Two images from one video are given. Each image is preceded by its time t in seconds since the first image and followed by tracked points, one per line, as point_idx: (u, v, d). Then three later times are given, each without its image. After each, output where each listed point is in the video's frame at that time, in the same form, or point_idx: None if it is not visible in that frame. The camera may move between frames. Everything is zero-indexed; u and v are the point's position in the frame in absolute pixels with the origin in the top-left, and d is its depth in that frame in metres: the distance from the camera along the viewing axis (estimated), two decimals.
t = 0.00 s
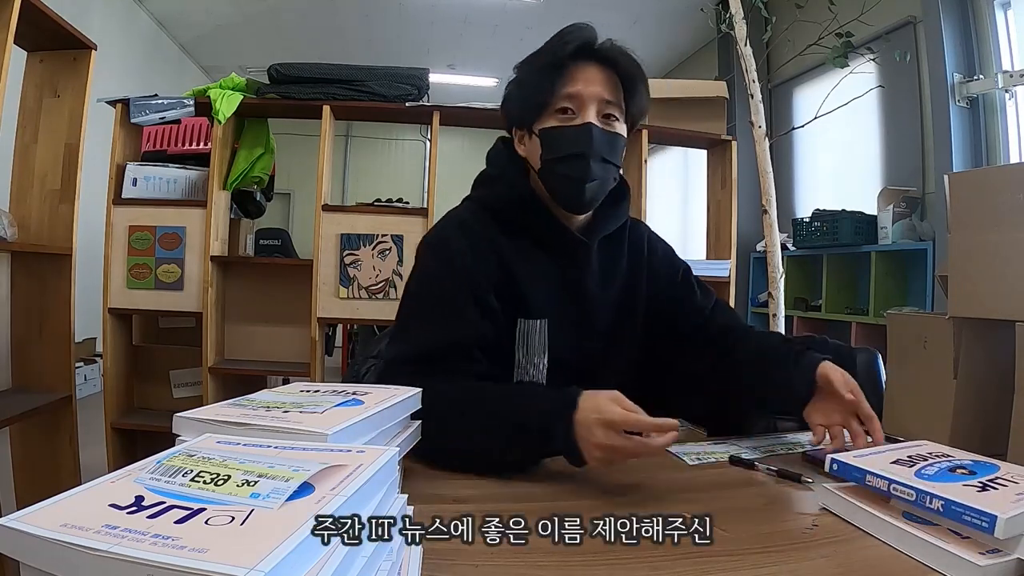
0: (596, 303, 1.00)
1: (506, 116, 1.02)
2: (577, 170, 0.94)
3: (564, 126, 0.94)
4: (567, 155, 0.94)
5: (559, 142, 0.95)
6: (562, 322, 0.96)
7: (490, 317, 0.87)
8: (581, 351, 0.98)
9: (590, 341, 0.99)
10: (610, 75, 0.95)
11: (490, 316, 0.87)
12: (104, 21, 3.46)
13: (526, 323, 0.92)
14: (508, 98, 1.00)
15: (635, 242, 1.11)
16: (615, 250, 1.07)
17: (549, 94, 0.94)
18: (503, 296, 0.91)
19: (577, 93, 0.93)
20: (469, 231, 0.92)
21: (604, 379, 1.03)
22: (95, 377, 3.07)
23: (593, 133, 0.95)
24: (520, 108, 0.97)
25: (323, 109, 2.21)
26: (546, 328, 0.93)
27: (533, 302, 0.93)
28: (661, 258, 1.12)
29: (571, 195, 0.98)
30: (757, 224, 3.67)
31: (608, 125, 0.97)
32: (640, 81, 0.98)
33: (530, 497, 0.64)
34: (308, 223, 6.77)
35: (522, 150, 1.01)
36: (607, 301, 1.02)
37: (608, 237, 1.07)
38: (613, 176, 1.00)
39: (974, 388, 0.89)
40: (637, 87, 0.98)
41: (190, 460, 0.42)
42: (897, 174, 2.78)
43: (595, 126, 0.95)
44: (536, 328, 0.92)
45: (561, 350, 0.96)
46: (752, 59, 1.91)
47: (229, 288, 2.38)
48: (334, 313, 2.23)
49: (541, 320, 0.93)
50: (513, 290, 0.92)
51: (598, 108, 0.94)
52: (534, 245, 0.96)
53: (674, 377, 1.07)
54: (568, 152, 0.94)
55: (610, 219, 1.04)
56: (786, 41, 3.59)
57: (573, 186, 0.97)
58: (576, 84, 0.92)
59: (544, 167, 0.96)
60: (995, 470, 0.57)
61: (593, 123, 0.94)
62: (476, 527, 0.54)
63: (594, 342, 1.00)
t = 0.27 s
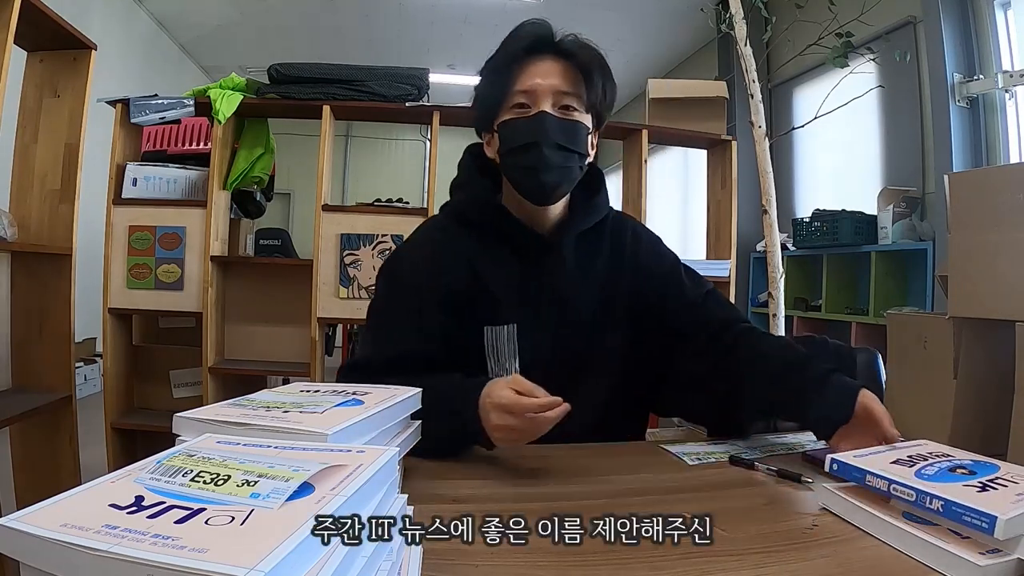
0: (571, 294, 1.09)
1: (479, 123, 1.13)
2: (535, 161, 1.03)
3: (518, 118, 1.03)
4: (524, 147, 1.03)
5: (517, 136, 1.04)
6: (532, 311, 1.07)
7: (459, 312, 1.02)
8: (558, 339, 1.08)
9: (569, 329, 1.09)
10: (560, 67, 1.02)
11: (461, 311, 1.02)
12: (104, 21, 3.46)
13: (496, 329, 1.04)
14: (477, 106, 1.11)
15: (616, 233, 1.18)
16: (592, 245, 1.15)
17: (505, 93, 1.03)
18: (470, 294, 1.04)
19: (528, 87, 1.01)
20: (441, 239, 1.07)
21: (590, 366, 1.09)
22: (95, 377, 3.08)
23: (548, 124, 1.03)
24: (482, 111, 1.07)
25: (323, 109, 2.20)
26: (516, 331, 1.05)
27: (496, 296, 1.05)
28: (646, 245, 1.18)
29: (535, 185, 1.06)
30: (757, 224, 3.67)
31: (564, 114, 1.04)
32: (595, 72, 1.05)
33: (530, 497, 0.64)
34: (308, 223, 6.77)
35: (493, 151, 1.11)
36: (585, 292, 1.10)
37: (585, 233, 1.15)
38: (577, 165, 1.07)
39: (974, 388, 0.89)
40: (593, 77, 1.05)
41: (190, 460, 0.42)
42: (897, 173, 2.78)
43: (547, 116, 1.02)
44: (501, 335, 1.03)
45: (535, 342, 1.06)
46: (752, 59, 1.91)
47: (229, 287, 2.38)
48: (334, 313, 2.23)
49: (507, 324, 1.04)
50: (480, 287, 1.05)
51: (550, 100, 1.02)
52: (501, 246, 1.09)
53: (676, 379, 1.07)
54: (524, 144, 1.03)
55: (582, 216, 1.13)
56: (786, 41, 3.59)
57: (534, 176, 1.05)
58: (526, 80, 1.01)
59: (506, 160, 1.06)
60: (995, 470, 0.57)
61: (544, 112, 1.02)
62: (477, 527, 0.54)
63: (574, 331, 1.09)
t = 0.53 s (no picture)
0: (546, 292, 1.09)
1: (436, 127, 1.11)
2: (495, 172, 1.03)
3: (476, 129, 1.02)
4: (485, 158, 1.03)
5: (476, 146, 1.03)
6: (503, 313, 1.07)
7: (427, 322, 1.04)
8: (533, 338, 1.07)
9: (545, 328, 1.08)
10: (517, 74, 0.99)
11: (428, 322, 1.04)
12: (104, 22, 3.46)
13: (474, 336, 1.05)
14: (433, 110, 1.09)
15: (594, 227, 1.18)
16: (568, 240, 1.14)
17: (460, 101, 1.01)
18: (438, 303, 1.05)
19: (484, 98, 0.99)
20: (415, 251, 1.10)
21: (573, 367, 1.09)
22: (95, 377, 3.08)
23: (505, 133, 1.01)
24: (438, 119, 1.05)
25: (324, 109, 2.21)
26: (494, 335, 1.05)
27: (465, 302, 1.06)
28: (625, 238, 1.17)
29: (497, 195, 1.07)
30: (757, 224, 3.67)
31: (523, 121, 1.02)
32: (554, 73, 1.02)
33: (530, 497, 0.64)
34: (308, 223, 6.77)
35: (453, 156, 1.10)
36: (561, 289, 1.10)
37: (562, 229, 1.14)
38: (537, 173, 1.07)
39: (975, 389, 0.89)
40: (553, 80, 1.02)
41: (190, 460, 0.42)
42: (897, 173, 2.78)
43: (508, 126, 1.01)
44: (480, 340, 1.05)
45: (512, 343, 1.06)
46: (752, 59, 1.91)
47: (229, 288, 2.38)
48: (335, 313, 2.23)
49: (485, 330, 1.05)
50: (452, 292, 1.06)
51: (508, 110, 1.00)
52: (467, 252, 1.10)
53: (664, 375, 1.05)
54: (484, 155, 1.03)
55: (553, 213, 1.13)
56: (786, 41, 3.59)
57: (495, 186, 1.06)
58: (481, 88, 0.99)
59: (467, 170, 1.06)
60: (997, 463, 0.56)
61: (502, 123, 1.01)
62: (477, 526, 0.54)
63: (551, 331, 1.08)
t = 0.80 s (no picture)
0: (523, 287, 1.09)
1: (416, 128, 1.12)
2: (472, 175, 1.05)
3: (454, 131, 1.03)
4: (462, 160, 1.04)
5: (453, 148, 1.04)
6: (479, 313, 1.09)
7: (408, 318, 1.09)
8: (511, 335, 1.08)
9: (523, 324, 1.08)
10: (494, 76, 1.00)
11: (409, 321, 1.09)
12: (104, 22, 3.46)
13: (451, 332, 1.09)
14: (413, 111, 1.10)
15: (577, 221, 1.17)
16: (549, 235, 1.14)
17: (439, 102, 1.02)
18: (421, 300, 1.10)
19: (461, 100, 1.00)
20: (398, 253, 1.14)
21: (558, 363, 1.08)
22: (95, 377, 3.08)
23: (483, 136, 1.03)
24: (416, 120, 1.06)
25: (324, 109, 2.21)
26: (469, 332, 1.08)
27: (444, 302, 1.09)
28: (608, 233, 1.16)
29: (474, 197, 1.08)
30: (757, 224, 3.67)
31: (501, 124, 1.04)
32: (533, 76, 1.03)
33: (531, 497, 0.64)
34: (308, 223, 6.78)
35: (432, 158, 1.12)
36: (539, 284, 1.09)
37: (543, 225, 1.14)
38: (516, 175, 1.08)
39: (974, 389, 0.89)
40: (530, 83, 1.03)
41: (191, 460, 0.42)
42: (897, 173, 2.78)
43: (484, 128, 1.03)
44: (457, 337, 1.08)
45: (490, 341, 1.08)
46: (752, 59, 1.91)
47: (229, 288, 2.38)
48: (334, 313, 2.23)
49: (461, 326, 1.08)
50: (430, 292, 1.10)
51: (485, 112, 1.02)
52: (446, 252, 1.13)
53: (657, 378, 1.02)
54: (461, 157, 1.04)
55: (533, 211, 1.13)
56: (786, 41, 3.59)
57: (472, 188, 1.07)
58: (458, 90, 1.00)
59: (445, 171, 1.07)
60: (993, 463, 0.56)
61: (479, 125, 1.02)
62: (477, 526, 0.54)
63: (530, 326, 1.08)
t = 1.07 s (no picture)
0: (515, 288, 1.09)
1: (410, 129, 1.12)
2: (468, 165, 1.03)
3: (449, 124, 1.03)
4: (457, 153, 1.03)
5: (448, 141, 1.03)
6: (472, 314, 1.10)
7: (404, 318, 1.09)
8: (505, 336, 1.09)
9: (516, 325, 1.09)
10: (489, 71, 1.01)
11: (404, 320, 1.09)
12: (104, 22, 3.47)
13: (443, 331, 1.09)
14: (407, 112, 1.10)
15: (572, 222, 1.17)
16: (543, 236, 1.14)
17: (434, 98, 1.02)
18: (416, 299, 1.10)
19: (457, 93, 1.00)
20: (392, 253, 1.15)
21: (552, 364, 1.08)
22: (96, 377, 3.08)
23: (478, 128, 1.02)
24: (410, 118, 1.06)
25: (324, 109, 2.21)
26: (461, 331, 1.09)
27: (438, 303, 1.09)
28: (602, 234, 1.16)
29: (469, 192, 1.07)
30: (757, 224, 3.67)
31: (496, 117, 1.03)
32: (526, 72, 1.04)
33: (531, 497, 0.64)
34: (308, 223, 6.78)
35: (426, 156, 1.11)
36: (531, 285, 1.09)
37: (536, 227, 1.14)
38: (510, 169, 1.07)
39: (974, 389, 0.89)
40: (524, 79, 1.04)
41: (191, 460, 0.42)
42: (897, 173, 2.78)
43: (479, 121, 1.02)
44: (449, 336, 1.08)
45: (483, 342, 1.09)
46: (752, 59, 1.91)
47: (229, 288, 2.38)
48: (334, 313, 2.23)
49: (452, 325, 1.09)
50: (424, 293, 1.10)
51: (481, 105, 1.02)
52: (440, 251, 1.13)
53: (653, 378, 1.02)
54: (456, 151, 1.03)
55: (525, 211, 1.13)
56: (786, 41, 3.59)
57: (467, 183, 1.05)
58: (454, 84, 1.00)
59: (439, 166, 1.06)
60: (995, 458, 0.57)
61: (474, 118, 1.02)
62: (477, 526, 0.54)
63: (523, 327, 1.09)
